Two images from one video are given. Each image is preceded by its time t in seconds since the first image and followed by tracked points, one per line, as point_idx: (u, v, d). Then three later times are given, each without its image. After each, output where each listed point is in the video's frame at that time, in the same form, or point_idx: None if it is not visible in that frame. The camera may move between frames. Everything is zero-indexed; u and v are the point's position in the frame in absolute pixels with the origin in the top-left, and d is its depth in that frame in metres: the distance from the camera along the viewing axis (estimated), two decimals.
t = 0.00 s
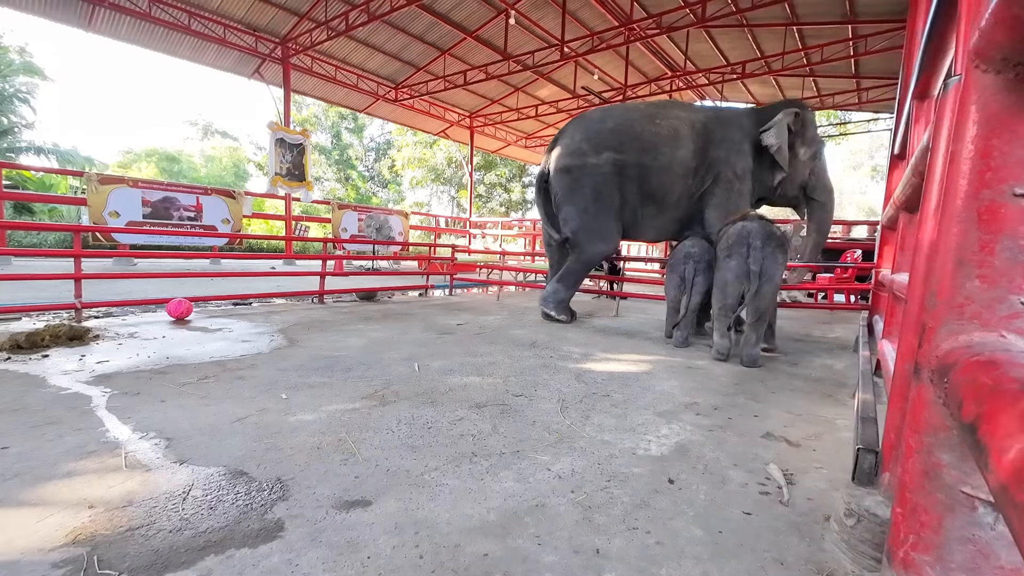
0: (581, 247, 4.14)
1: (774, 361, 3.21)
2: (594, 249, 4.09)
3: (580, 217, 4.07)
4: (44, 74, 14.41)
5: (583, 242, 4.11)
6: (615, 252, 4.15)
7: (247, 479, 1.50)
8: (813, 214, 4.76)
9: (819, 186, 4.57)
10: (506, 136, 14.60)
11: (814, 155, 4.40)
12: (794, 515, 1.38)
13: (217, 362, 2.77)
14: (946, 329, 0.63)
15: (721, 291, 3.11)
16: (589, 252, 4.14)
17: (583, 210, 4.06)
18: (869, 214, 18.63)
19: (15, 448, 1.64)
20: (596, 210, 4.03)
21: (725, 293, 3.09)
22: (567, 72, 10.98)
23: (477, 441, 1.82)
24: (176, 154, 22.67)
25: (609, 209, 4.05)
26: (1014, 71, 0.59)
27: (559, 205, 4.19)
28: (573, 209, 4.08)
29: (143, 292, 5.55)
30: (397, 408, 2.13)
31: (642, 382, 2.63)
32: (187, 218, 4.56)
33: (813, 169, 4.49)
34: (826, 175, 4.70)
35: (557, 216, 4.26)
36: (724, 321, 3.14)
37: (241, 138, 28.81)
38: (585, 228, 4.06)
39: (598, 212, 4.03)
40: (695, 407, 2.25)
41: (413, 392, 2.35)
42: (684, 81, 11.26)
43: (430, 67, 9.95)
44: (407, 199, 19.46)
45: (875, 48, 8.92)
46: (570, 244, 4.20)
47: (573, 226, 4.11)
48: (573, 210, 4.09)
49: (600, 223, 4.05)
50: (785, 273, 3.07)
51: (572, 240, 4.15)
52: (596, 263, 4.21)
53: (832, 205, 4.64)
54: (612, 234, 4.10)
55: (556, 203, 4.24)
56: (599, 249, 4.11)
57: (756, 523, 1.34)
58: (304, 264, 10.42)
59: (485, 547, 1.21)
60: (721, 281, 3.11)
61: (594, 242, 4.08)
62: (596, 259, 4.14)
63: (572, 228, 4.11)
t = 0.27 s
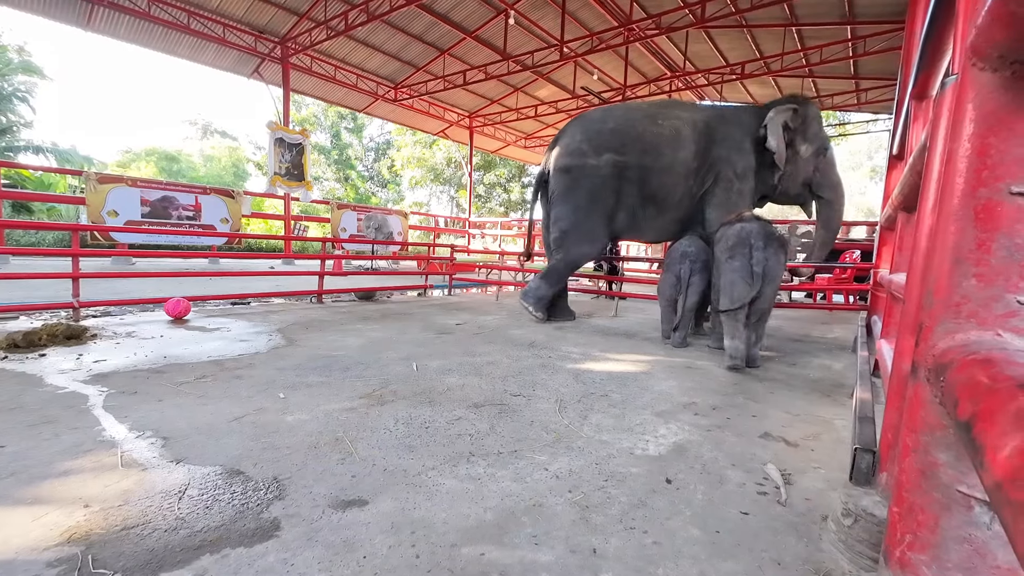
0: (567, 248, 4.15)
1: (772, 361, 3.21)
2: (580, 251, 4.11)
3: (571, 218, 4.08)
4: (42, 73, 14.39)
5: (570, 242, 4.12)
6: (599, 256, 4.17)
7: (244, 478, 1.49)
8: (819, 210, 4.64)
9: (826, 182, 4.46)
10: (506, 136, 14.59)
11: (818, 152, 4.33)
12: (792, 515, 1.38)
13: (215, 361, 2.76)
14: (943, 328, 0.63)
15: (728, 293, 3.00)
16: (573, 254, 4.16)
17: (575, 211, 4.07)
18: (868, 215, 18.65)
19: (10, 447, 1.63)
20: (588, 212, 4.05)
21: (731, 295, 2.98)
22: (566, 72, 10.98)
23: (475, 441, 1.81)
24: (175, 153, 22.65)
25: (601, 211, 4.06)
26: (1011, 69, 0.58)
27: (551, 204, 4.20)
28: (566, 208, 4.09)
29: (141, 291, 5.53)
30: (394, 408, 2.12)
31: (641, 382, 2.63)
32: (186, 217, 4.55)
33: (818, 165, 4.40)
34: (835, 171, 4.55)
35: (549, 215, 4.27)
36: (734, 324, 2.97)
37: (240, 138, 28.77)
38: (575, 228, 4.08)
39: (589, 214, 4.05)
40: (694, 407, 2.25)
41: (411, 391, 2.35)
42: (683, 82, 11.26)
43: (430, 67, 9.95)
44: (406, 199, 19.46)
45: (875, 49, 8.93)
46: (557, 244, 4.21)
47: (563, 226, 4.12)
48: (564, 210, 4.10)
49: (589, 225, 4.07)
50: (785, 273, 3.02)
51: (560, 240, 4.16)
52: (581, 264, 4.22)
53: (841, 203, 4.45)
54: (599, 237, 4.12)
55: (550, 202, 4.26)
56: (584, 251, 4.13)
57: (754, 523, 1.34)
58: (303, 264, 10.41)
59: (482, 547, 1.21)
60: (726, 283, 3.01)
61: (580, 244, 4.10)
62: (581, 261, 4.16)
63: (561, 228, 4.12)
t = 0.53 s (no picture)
0: (575, 249, 4.13)
1: (772, 362, 3.21)
2: (587, 251, 4.08)
3: (575, 219, 4.08)
4: (42, 72, 14.37)
5: (577, 243, 4.10)
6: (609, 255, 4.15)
7: (244, 478, 1.49)
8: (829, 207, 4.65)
9: (833, 178, 4.45)
10: (506, 137, 14.59)
11: (824, 148, 4.27)
12: (792, 516, 1.38)
13: (214, 361, 2.76)
14: (942, 329, 0.63)
15: (736, 297, 2.93)
16: (583, 255, 4.12)
17: (579, 212, 4.06)
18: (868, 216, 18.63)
19: (10, 447, 1.63)
20: (592, 211, 4.04)
21: (741, 299, 2.91)
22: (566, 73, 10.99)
23: (474, 441, 1.81)
24: (175, 153, 22.63)
25: (606, 210, 4.05)
26: (1011, 72, 0.59)
27: (555, 206, 4.20)
28: (569, 210, 4.09)
29: (141, 291, 5.53)
30: (394, 408, 2.12)
31: (641, 383, 2.63)
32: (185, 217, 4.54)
33: (824, 162, 4.38)
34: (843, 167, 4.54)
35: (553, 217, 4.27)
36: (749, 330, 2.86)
37: (240, 138, 28.75)
38: (579, 229, 4.06)
39: (594, 213, 4.04)
40: (693, 408, 2.25)
41: (411, 392, 2.35)
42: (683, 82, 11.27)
43: (430, 67, 9.96)
44: (406, 199, 19.47)
45: (874, 50, 8.94)
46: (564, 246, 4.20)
47: (569, 227, 4.11)
48: (568, 211, 4.10)
49: (594, 225, 4.05)
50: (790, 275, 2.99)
51: (567, 242, 4.15)
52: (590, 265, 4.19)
53: (849, 199, 4.50)
54: (607, 236, 4.09)
55: (553, 204, 4.26)
56: (593, 251, 4.10)
57: (754, 524, 1.34)
58: (302, 264, 10.41)
59: (482, 548, 1.21)
60: (734, 287, 2.93)
61: (588, 244, 4.08)
62: (591, 261, 4.12)
63: (566, 230, 4.11)
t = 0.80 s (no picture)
0: (589, 249, 4.14)
1: (772, 362, 3.21)
2: (601, 249, 4.09)
3: (585, 219, 4.09)
4: (41, 72, 14.36)
5: (590, 243, 4.12)
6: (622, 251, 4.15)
7: (244, 478, 1.49)
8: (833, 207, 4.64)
9: (837, 176, 4.43)
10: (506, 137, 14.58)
11: (827, 146, 4.25)
12: (791, 517, 1.38)
13: (214, 361, 2.76)
14: (942, 330, 0.63)
15: (741, 296, 2.90)
16: (598, 254, 4.13)
17: (587, 212, 4.07)
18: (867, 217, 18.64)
19: (10, 447, 1.63)
20: (599, 210, 4.04)
21: (746, 299, 2.88)
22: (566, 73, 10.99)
23: (474, 442, 1.81)
24: (174, 153, 22.63)
25: (614, 208, 4.04)
26: (1010, 74, 0.59)
27: (564, 208, 4.21)
28: (576, 211, 4.11)
29: (141, 291, 5.52)
30: (394, 409, 2.12)
31: (640, 384, 2.63)
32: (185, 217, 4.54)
33: (828, 160, 4.36)
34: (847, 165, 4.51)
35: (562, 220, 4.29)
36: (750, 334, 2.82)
37: (240, 138, 28.75)
38: (592, 229, 4.08)
39: (601, 212, 4.04)
40: (693, 409, 2.25)
41: (411, 392, 2.35)
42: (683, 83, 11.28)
43: (430, 67, 9.97)
44: (406, 199, 19.47)
45: (874, 51, 8.95)
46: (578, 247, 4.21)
47: (579, 229, 4.13)
48: (576, 213, 4.11)
49: (604, 224, 4.06)
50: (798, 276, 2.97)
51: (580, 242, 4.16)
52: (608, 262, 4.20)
53: (854, 196, 4.48)
54: (619, 232, 4.08)
55: (561, 207, 4.27)
56: (607, 249, 4.11)
57: (754, 525, 1.34)
58: (301, 264, 10.41)
59: (482, 548, 1.21)
60: (740, 285, 2.90)
61: (602, 242, 4.08)
62: (608, 259, 4.14)
63: (578, 232, 4.13)
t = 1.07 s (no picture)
0: (587, 251, 4.13)
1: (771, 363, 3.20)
2: (600, 250, 4.08)
3: (584, 220, 4.08)
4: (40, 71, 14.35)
5: (589, 244, 4.10)
6: (621, 253, 4.14)
7: (243, 478, 1.49)
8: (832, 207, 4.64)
9: (837, 177, 4.44)
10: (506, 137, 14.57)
11: (828, 146, 4.25)
12: (790, 517, 1.38)
13: (213, 361, 2.76)
14: (942, 331, 0.63)
15: (745, 296, 2.83)
16: (597, 255, 4.11)
17: (586, 212, 4.06)
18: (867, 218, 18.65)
19: (8, 446, 1.62)
20: (598, 211, 4.04)
21: (750, 299, 2.81)
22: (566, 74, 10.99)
23: (473, 442, 1.81)
24: (174, 152, 22.63)
25: (614, 209, 4.04)
26: (1009, 75, 0.59)
27: (563, 209, 4.19)
28: (575, 212, 4.09)
29: (140, 291, 5.52)
30: (393, 409, 2.12)
31: (640, 384, 2.63)
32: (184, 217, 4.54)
33: (829, 161, 4.36)
34: (848, 165, 4.52)
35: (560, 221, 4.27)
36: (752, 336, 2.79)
37: (239, 137, 28.73)
38: (590, 231, 4.07)
39: (600, 213, 4.04)
40: (693, 409, 2.25)
41: (410, 392, 2.35)
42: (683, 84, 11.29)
43: (430, 67, 9.97)
44: (405, 199, 19.47)
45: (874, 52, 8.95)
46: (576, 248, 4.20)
47: (578, 230, 4.11)
48: (575, 213, 4.10)
49: (603, 224, 4.05)
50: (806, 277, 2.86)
51: (579, 244, 4.14)
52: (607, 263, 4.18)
53: (854, 197, 4.48)
54: (617, 232, 4.08)
55: (559, 207, 4.25)
56: (606, 250, 4.09)
57: (753, 526, 1.34)
58: (300, 264, 10.41)
59: (480, 548, 1.21)
60: (745, 285, 2.82)
61: (601, 243, 4.07)
62: (607, 261, 4.12)
63: (576, 233, 4.11)
